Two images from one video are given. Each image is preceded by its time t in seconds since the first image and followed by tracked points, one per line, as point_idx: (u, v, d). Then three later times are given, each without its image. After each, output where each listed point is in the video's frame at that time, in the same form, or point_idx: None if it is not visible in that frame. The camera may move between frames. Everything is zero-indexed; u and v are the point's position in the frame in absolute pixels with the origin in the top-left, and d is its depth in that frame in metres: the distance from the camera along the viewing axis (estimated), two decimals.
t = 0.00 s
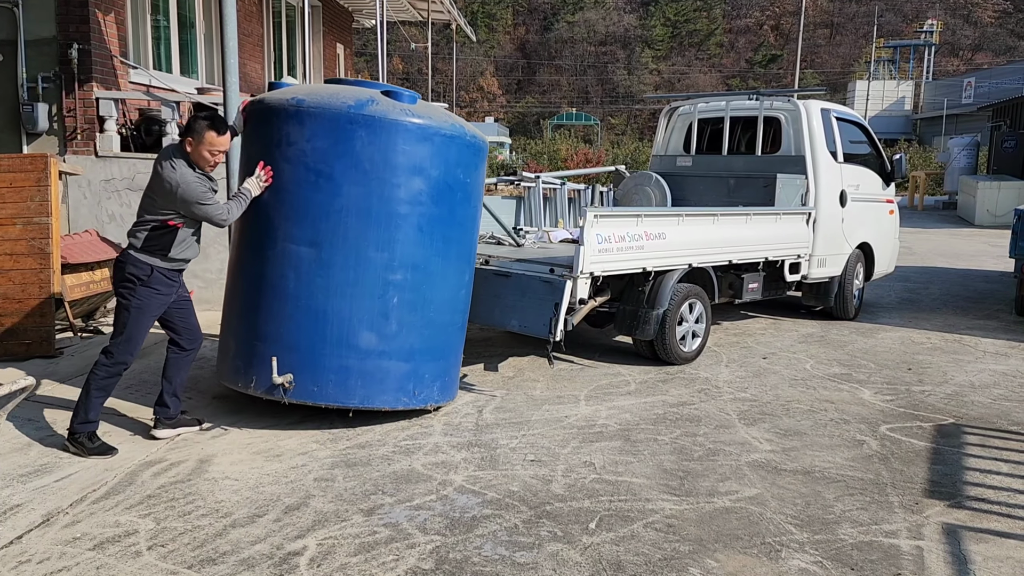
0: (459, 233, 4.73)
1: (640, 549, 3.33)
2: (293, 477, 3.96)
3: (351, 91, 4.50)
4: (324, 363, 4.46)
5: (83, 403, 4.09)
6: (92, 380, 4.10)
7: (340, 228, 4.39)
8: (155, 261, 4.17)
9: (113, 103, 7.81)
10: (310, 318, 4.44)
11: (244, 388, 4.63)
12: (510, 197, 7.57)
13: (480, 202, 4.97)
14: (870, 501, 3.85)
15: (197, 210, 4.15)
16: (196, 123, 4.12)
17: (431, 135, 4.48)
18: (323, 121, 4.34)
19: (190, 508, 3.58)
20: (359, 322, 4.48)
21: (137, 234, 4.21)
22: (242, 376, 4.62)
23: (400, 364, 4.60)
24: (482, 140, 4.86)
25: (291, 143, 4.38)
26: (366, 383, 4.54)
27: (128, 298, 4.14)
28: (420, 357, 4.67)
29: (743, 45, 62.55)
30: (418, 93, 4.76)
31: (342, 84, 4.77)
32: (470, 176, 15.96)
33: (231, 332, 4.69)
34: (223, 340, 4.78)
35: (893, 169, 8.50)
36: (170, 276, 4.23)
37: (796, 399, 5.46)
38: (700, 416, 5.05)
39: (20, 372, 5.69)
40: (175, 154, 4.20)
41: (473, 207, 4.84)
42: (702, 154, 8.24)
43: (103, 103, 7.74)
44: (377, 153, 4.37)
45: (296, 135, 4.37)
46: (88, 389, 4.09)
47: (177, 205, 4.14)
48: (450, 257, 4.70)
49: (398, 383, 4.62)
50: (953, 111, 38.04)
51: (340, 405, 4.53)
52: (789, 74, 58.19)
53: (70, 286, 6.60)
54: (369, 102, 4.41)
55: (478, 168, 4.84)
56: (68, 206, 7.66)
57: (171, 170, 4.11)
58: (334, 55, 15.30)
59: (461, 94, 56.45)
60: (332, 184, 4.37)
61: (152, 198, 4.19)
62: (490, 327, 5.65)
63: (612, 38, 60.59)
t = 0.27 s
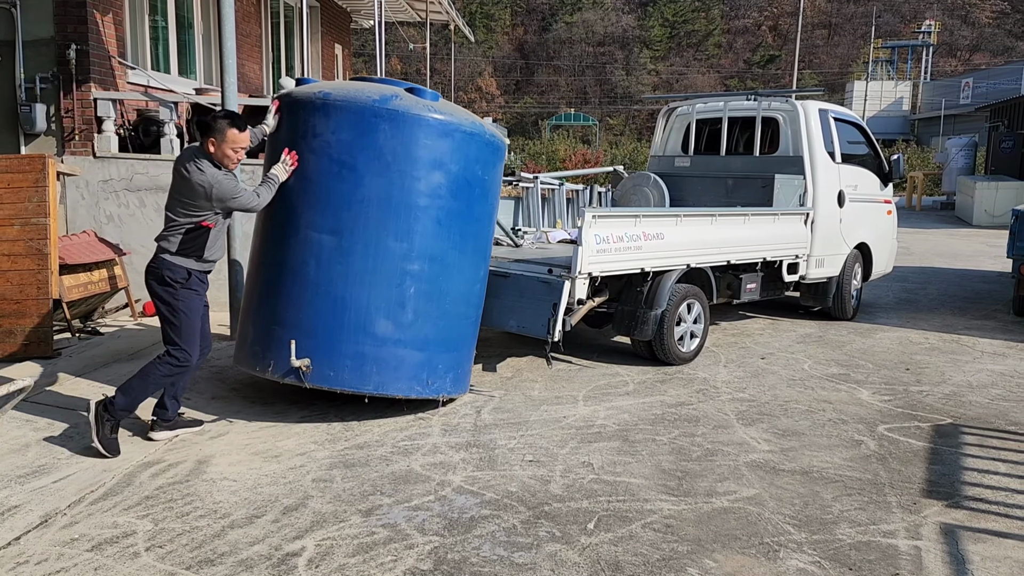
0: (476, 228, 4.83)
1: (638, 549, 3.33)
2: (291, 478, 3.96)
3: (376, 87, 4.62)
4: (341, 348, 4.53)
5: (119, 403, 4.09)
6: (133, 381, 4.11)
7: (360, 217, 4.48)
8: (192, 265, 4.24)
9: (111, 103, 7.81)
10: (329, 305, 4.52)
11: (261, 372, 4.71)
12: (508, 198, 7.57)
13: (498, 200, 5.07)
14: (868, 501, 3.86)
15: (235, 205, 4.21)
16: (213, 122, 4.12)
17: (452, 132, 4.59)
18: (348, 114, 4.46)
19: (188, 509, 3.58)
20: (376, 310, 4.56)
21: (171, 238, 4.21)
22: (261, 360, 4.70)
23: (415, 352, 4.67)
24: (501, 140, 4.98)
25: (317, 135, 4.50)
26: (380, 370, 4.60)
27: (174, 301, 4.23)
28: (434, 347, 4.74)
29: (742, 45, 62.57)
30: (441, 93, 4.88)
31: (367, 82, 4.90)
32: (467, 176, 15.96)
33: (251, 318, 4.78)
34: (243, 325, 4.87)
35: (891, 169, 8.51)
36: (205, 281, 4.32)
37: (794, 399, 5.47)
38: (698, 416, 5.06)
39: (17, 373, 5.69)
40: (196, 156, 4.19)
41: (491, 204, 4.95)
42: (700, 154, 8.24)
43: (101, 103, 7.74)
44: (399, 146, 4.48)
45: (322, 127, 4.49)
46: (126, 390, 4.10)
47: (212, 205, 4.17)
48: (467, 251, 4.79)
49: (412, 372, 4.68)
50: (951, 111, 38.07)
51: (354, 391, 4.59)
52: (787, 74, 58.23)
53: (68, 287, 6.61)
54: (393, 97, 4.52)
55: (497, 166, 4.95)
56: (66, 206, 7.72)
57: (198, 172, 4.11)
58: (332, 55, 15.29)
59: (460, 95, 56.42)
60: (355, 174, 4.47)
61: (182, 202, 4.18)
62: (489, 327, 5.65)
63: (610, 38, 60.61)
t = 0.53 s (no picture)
0: (480, 223, 4.85)
1: (637, 549, 3.33)
2: (290, 478, 3.96)
3: (384, 81, 4.66)
4: (341, 337, 4.53)
5: (203, 410, 4.06)
6: (206, 385, 4.09)
7: (365, 208, 4.50)
8: (228, 263, 4.19)
9: (109, 103, 7.81)
10: (331, 294, 4.52)
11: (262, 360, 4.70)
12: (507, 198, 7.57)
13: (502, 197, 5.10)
14: (866, 501, 3.86)
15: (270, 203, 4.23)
16: (248, 123, 4.07)
17: (459, 127, 4.62)
18: (357, 106, 4.49)
19: (186, 509, 3.58)
20: (378, 300, 4.56)
21: (207, 240, 4.13)
22: (262, 348, 4.70)
23: (414, 344, 4.67)
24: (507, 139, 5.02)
25: (325, 126, 4.52)
26: (380, 360, 4.60)
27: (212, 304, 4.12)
28: (434, 339, 4.74)
29: (740, 45, 62.57)
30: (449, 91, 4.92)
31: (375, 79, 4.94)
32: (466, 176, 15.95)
33: (254, 306, 4.78)
34: (246, 313, 4.87)
35: (889, 169, 8.52)
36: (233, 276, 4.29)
37: (793, 398, 5.47)
38: (697, 416, 5.06)
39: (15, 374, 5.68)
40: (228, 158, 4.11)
41: (496, 201, 4.97)
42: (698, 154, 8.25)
43: (99, 103, 7.74)
44: (406, 139, 4.51)
45: (330, 118, 4.51)
46: (201, 395, 4.08)
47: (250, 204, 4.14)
48: (470, 245, 4.81)
49: (411, 364, 4.69)
50: (949, 111, 38.10)
51: (354, 380, 4.59)
52: (786, 74, 58.24)
53: (66, 287, 6.60)
54: (402, 91, 4.56)
55: (502, 164, 4.99)
56: (63, 207, 7.70)
57: (236, 173, 4.06)
58: (331, 55, 15.28)
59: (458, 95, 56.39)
60: (361, 165, 4.49)
61: (219, 203, 4.10)
62: (488, 328, 5.65)
63: (608, 38, 60.62)
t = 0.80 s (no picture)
0: (471, 222, 4.85)
1: (636, 548, 3.33)
2: (290, 477, 3.96)
3: (371, 81, 4.67)
4: (329, 336, 4.55)
5: (198, 411, 4.04)
6: (202, 386, 4.07)
7: (352, 207, 4.52)
8: (231, 264, 4.19)
9: (109, 103, 7.81)
10: (319, 293, 4.54)
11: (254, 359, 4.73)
12: (507, 197, 7.57)
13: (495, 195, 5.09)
14: (866, 500, 3.86)
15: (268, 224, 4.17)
16: (268, 126, 4.11)
17: (446, 126, 4.62)
18: (343, 106, 4.50)
19: (186, 509, 3.58)
20: (366, 299, 4.57)
21: (212, 239, 4.11)
22: (253, 348, 4.73)
23: (403, 343, 4.67)
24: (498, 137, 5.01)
25: (313, 126, 4.54)
26: (369, 359, 4.61)
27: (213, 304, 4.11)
28: (424, 338, 4.74)
29: (740, 45, 62.51)
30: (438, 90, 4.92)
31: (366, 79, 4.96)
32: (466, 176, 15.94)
33: (246, 306, 4.82)
34: (239, 313, 4.91)
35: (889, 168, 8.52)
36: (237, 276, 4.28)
37: (793, 397, 5.47)
38: (697, 415, 5.06)
39: (15, 374, 5.68)
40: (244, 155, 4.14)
41: (488, 199, 4.97)
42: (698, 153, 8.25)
43: (99, 103, 7.74)
44: (392, 138, 4.52)
45: (317, 118, 4.53)
46: (197, 395, 4.06)
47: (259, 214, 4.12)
48: (459, 243, 4.81)
49: (400, 363, 4.68)
50: (949, 110, 38.08)
51: (342, 379, 4.60)
52: (787, 72, 58.20)
53: (66, 287, 6.59)
54: (388, 90, 4.57)
55: (494, 162, 4.98)
56: (63, 207, 7.65)
57: (251, 174, 4.09)
58: (331, 55, 15.28)
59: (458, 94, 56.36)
60: (348, 165, 4.50)
61: (230, 202, 4.09)
62: (488, 327, 5.65)
63: (609, 37, 60.59)
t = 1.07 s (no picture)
0: (461, 222, 4.84)
1: (639, 548, 3.33)
2: (291, 478, 3.96)
3: (360, 83, 4.68)
4: (318, 337, 4.57)
5: (199, 410, 4.04)
6: (204, 385, 4.07)
7: (340, 209, 4.54)
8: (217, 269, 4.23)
9: (111, 103, 7.82)
10: (307, 294, 4.57)
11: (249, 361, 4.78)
12: (508, 197, 7.56)
13: (489, 195, 5.08)
14: (869, 499, 3.85)
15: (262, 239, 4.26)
16: (257, 138, 4.09)
17: (433, 125, 4.61)
18: (330, 107, 4.53)
19: (188, 509, 3.58)
20: (354, 300, 4.58)
21: (198, 247, 4.15)
22: (247, 349, 4.78)
23: (393, 343, 4.68)
24: (491, 136, 4.99)
25: (301, 129, 4.57)
26: (358, 360, 4.62)
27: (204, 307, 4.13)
28: (414, 338, 4.75)
29: (742, 44, 62.44)
30: (430, 90, 4.92)
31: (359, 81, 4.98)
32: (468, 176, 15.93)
33: (241, 308, 4.88)
34: (237, 315, 4.98)
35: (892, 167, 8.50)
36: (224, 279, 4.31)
37: (796, 397, 5.46)
38: (699, 414, 5.05)
39: (18, 374, 5.69)
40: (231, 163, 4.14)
41: (480, 199, 4.97)
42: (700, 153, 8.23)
43: (100, 103, 7.75)
44: (378, 140, 4.53)
45: (305, 121, 4.56)
46: (199, 396, 4.06)
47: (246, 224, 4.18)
48: (450, 243, 4.80)
49: (390, 363, 4.69)
50: (952, 109, 38.02)
51: (332, 380, 4.62)
52: (789, 71, 58.14)
53: (68, 287, 6.59)
54: (375, 91, 4.57)
55: (486, 162, 4.97)
56: (65, 207, 7.69)
57: (237, 185, 4.12)
58: (332, 55, 15.28)
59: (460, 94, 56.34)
60: (335, 167, 4.52)
61: (217, 212, 4.14)
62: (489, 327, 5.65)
63: (610, 37, 60.56)
